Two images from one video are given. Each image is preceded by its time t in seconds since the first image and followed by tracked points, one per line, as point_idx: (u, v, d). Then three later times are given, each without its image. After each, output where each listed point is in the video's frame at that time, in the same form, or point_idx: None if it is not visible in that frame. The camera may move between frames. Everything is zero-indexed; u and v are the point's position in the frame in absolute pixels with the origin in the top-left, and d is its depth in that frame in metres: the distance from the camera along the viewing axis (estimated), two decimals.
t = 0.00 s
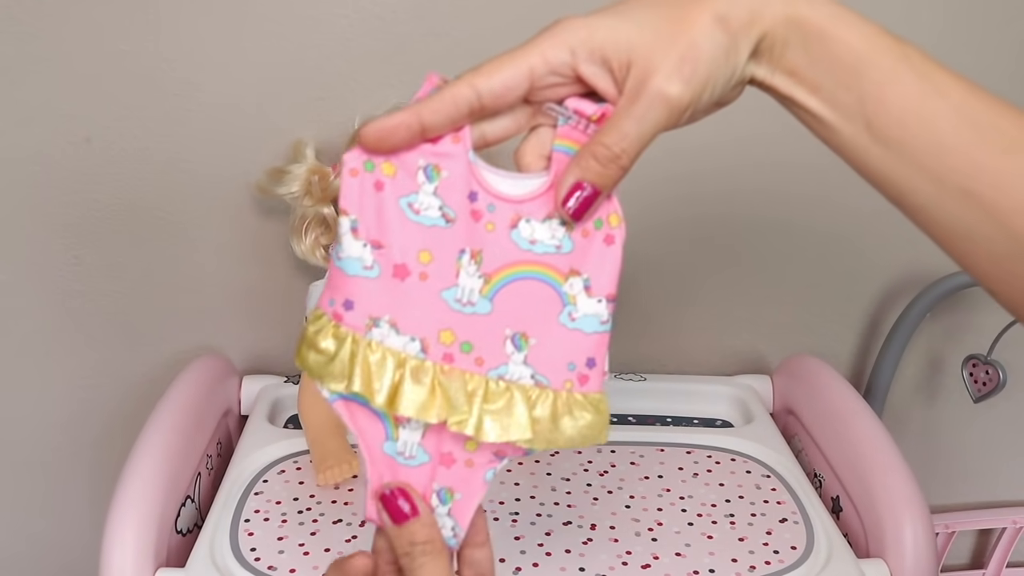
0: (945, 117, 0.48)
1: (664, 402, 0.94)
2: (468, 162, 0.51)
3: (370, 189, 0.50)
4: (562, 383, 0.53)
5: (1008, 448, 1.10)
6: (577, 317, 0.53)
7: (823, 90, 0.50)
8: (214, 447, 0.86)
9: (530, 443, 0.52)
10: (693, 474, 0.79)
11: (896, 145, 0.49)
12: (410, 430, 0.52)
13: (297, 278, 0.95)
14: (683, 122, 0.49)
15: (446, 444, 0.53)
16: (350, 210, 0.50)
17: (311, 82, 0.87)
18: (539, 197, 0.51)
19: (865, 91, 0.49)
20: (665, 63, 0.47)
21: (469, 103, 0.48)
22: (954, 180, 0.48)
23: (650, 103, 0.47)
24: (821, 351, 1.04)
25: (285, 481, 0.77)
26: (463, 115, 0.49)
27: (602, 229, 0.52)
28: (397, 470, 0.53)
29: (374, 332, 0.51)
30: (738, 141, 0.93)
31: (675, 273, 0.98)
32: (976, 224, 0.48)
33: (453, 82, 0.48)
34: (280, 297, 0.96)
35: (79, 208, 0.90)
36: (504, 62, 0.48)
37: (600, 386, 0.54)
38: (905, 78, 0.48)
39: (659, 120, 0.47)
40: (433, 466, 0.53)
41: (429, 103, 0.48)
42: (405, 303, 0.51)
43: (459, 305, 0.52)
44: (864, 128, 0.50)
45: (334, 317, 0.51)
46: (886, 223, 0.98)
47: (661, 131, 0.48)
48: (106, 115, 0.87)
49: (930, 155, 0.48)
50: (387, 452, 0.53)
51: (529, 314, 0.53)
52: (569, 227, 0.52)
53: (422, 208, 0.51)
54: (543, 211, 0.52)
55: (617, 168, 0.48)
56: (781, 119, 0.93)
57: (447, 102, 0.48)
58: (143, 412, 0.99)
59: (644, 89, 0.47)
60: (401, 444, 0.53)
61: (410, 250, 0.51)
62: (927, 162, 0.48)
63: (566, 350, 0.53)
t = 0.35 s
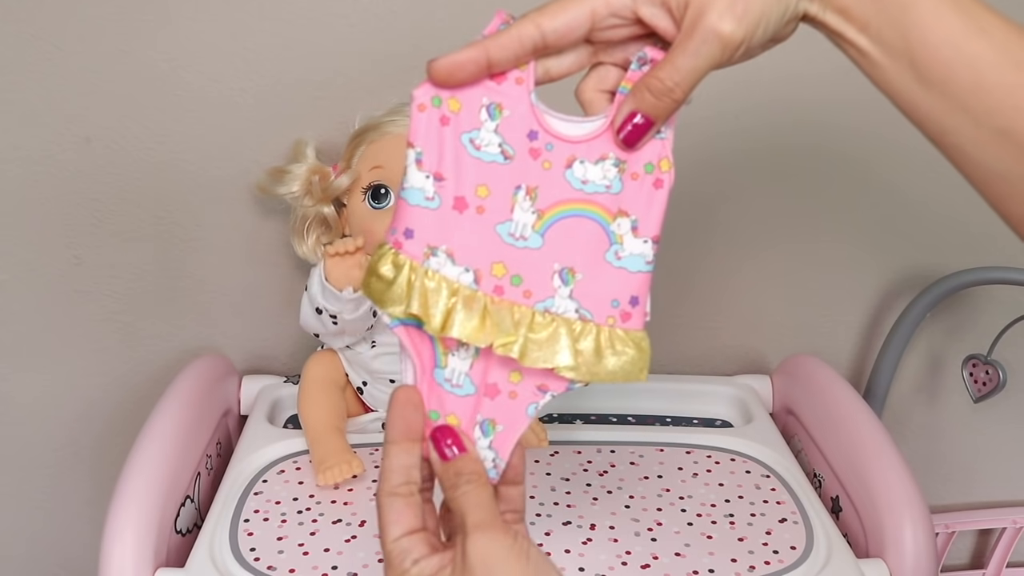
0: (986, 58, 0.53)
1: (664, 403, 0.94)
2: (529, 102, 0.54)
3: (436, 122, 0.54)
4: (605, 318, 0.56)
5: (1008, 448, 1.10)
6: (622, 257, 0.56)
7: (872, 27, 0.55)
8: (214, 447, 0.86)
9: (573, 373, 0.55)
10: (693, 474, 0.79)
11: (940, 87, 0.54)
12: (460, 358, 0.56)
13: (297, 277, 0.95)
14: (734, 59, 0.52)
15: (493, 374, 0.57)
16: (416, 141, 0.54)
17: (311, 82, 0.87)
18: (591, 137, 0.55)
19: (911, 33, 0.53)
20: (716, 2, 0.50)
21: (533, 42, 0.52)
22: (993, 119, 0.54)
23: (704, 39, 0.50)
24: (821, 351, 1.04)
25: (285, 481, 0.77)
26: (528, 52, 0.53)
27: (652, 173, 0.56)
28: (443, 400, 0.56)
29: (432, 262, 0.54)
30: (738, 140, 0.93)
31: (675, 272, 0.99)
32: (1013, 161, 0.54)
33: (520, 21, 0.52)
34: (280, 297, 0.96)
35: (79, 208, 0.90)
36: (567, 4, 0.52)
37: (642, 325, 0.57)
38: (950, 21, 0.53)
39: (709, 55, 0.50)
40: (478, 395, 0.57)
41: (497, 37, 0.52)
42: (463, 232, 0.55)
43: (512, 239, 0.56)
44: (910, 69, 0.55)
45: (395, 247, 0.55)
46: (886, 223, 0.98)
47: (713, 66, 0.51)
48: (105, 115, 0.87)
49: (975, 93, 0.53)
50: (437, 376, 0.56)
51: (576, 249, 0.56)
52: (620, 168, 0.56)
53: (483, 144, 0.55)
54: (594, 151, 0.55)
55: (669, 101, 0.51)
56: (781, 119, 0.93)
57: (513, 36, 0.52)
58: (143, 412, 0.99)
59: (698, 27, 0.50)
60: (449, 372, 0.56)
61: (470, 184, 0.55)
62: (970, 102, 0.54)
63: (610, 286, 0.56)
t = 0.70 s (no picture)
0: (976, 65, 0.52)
1: (664, 403, 0.94)
2: (522, 122, 0.55)
3: (428, 143, 0.54)
4: (601, 333, 0.57)
5: (1007, 448, 1.10)
6: (617, 270, 0.57)
7: (862, 37, 0.54)
8: (214, 447, 0.86)
9: (570, 387, 0.55)
10: (693, 474, 0.79)
11: (928, 94, 0.53)
12: (453, 376, 0.56)
13: (297, 278, 0.95)
14: (727, 73, 0.52)
15: (487, 391, 0.57)
16: (409, 162, 0.54)
17: (311, 82, 0.87)
18: (583, 152, 0.56)
19: (898, 39, 0.53)
20: (705, 18, 0.49)
21: (522, 58, 0.52)
22: (983, 127, 0.53)
23: (694, 55, 0.49)
24: (821, 351, 1.04)
25: (285, 481, 0.77)
26: (516, 67, 0.52)
27: (647, 186, 0.57)
28: (439, 419, 0.56)
29: (427, 282, 0.55)
30: (738, 140, 0.93)
31: (675, 272, 0.99)
32: (1003, 173, 0.53)
33: (509, 37, 0.52)
34: (280, 298, 0.96)
35: (79, 208, 0.90)
36: (557, 21, 0.52)
37: (637, 338, 0.57)
38: (940, 26, 0.52)
39: (699, 71, 0.50)
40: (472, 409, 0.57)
41: (485, 53, 0.52)
42: (457, 252, 0.55)
43: (507, 257, 0.56)
44: (898, 76, 0.54)
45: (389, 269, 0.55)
46: (886, 223, 0.98)
47: (704, 82, 0.51)
48: (105, 115, 0.87)
49: (964, 101, 0.53)
50: (428, 397, 0.56)
51: (571, 264, 0.57)
52: (614, 182, 0.56)
53: (475, 163, 0.55)
54: (587, 166, 0.56)
55: (661, 114, 0.51)
56: (780, 119, 0.93)
57: (501, 53, 0.52)
58: (143, 412, 0.99)
59: (686, 43, 0.50)
60: (442, 391, 0.56)
61: (464, 203, 0.55)
62: (958, 109, 0.53)
63: (604, 298, 0.57)
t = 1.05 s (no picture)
0: (950, 88, 0.52)
1: (664, 403, 0.94)
2: (496, 136, 0.55)
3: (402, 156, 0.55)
4: (586, 344, 0.57)
5: (1007, 448, 1.10)
6: (596, 281, 0.57)
7: (836, 56, 0.54)
8: (214, 447, 0.86)
9: (561, 398, 0.55)
10: (693, 474, 0.79)
11: (902, 112, 0.53)
12: (434, 401, 0.56)
13: (297, 278, 0.95)
14: (699, 88, 0.51)
15: (471, 414, 0.56)
16: (384, 175, 0.55)
17: (311, 82, 0.87)
18: (558, 165, 0.56)
19: (871, 57, 0.53)
20: (675, 31, 0.49)
21: (494, 72, 0.52)
22: (956, 146, 0.52)
23: (664, 69, 0.49)
24: (821, 351, 1.04)
25: (285, 481, 0.77)
26: (489, 82, 0.53)
27: (621, 198, 0.57)
28: (422, 444, 0.55)
29: (402, 296, 0.55)
30: (738, 140, 0.93)
31: (674, 272, 0.99)
32: (975, 193, 0.53)
33: (481, 52, 0.52)
34: (280, 298, 0.96)
35: (79, 208, 0.90)
36: (529, 36, 0.52)
37: (620, 350, 0.58)
38: (909, 48, 0.52)
39: (669, 87, 0.49)
40: (456, 432, 0.56)
41: (457, 67, 0.52)
42: (434, 267, 0.55)
43: (484, 270, 0.56)
44: (869, 96, 0.54)
45: (364, 283, 0.55)
46: (886, 223, 0.98)
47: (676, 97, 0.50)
48: (105, 115, 0.87)
49: (937, 122, 0.52)
50: (410, 421, 0.56)
51: (547, 276, 0.57)
52: (589, 195, 0.57)
53: (450, 177, 0.56)
54: (564, 178, 0.56)
55: (631, 129, 0.52)
56: (781, 119, 0.93)
57: (473, 68, 0.52)
58: (143, 412, 0.99)
59: (656, 56, 0.50)
60: (423, 415, 0.56)
61: (439, 217, 0.56)
62: (933, 129, 0.53)
63: (582, 310, 0.57)
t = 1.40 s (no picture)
0: (1011, 94, 0.52)
1: (664, 403, 0.94)
2: (551, 141, 0.59)
3: (472, 157, 0.60)
4: (592, 337, 0.59)
5: (1007, 448, 1.10)
6: (624, 284, 0.59)
7: (895, 63, 0.54)
8: (214, 447, 0.86)
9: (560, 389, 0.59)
10: (693, 474, 0.79)
11: (961, 120, 0.54)
12: (491, 357, 0.62)
13: (296, 278, 0.95)
14: (756, 98, 0.51)
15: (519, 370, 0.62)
16: (456, 176, 0.60)
17: (311, 82, 0.87)
18: (605, 172, 0.58)
19: (934, 64, 0.53)
20: (735, 42, 0.49)
21: (551, 82, 0.56)
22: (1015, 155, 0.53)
23: (722, 82, 0.49)
24: (821, 350, 1.04)
25: (285, 481, 0.77)
26: (548, 90, 0.56)
27: (669, 211, 0.57)
28: (473, 390, 0.62)
29: (472, 277, 0.61)
30: (738, 140, 0.93)
31: (674, 271, 0.99)
32: None
33: (539, 63, 0.56)
34: (280, 298, 0.96)
35: (79, 208, 0.90)
36: (584, 48, 0.54)
37: (630, 351, 0.58)
38: (973, 58, 0.52)
39: (731, 97, 0.49)
40: (507, 387, 0.63)
41: (519, 76, 0.57)
42: (498, 252, 0.61)
43: (538, 260, 0.61)
44: (931, 103, 0.54)
45: (444, 261, 0.62)
46: (885, 223, 0.98)
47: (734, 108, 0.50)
48: (105, 115, 0.87)
49: (994, 129, 0.53)
50: (468, 373, 0.62)
51: (587, 274, 0.60)
52: (635, 204, 0.58)
53: (513, 176, 0.60)
54: (610, 183, 0.59)
55: (691, 145, 0.51)
56: (780, 118, 0.93)
57: (533, 78, 0.56)
58: (143, 413, 0.99)
59: (716, 69, 0.50)
60: (481, 368, 0.62)
61: (504, 210, 0.61)
62: (991, 137, 0.53)
63: (614, 310, 0.59)
